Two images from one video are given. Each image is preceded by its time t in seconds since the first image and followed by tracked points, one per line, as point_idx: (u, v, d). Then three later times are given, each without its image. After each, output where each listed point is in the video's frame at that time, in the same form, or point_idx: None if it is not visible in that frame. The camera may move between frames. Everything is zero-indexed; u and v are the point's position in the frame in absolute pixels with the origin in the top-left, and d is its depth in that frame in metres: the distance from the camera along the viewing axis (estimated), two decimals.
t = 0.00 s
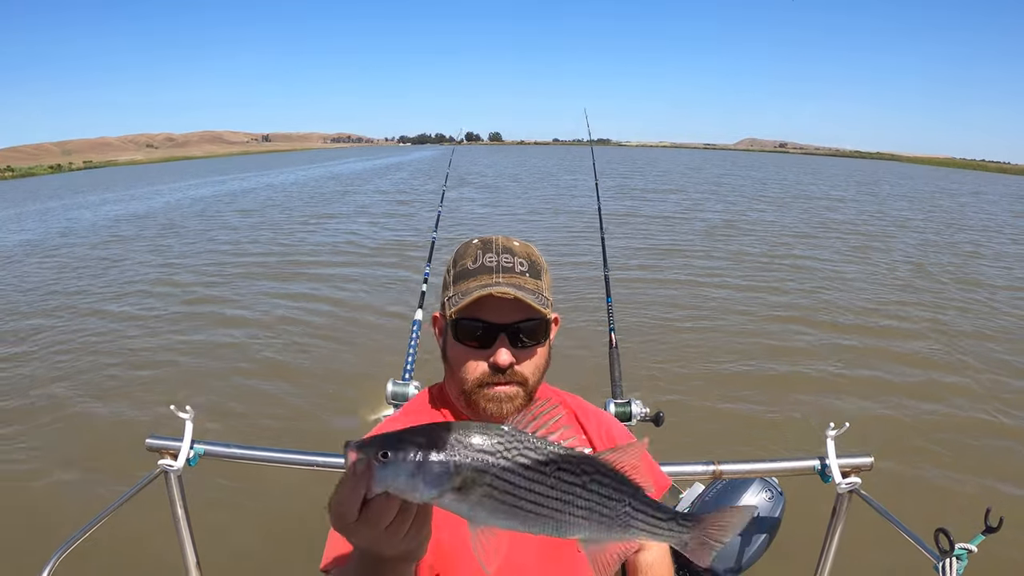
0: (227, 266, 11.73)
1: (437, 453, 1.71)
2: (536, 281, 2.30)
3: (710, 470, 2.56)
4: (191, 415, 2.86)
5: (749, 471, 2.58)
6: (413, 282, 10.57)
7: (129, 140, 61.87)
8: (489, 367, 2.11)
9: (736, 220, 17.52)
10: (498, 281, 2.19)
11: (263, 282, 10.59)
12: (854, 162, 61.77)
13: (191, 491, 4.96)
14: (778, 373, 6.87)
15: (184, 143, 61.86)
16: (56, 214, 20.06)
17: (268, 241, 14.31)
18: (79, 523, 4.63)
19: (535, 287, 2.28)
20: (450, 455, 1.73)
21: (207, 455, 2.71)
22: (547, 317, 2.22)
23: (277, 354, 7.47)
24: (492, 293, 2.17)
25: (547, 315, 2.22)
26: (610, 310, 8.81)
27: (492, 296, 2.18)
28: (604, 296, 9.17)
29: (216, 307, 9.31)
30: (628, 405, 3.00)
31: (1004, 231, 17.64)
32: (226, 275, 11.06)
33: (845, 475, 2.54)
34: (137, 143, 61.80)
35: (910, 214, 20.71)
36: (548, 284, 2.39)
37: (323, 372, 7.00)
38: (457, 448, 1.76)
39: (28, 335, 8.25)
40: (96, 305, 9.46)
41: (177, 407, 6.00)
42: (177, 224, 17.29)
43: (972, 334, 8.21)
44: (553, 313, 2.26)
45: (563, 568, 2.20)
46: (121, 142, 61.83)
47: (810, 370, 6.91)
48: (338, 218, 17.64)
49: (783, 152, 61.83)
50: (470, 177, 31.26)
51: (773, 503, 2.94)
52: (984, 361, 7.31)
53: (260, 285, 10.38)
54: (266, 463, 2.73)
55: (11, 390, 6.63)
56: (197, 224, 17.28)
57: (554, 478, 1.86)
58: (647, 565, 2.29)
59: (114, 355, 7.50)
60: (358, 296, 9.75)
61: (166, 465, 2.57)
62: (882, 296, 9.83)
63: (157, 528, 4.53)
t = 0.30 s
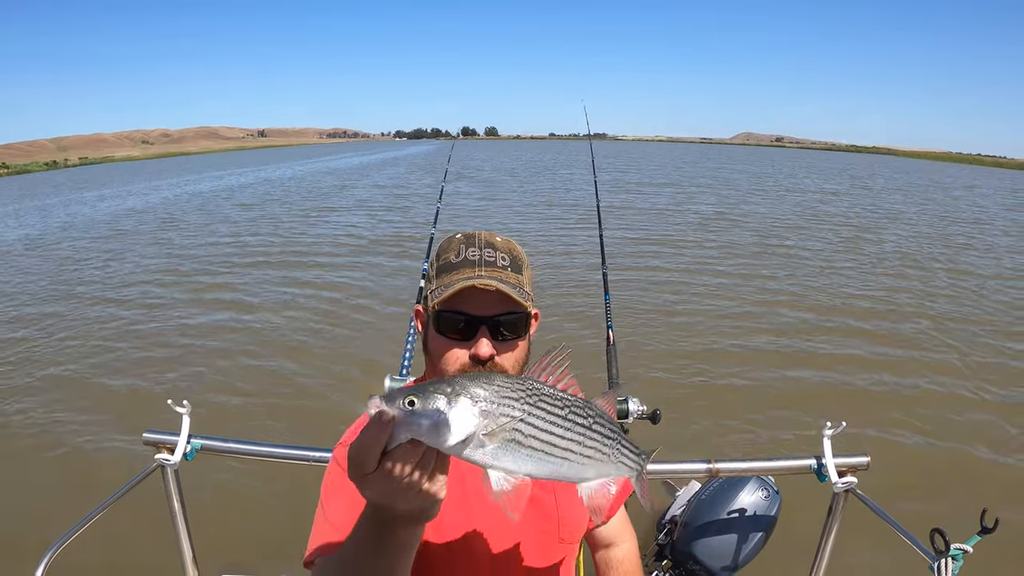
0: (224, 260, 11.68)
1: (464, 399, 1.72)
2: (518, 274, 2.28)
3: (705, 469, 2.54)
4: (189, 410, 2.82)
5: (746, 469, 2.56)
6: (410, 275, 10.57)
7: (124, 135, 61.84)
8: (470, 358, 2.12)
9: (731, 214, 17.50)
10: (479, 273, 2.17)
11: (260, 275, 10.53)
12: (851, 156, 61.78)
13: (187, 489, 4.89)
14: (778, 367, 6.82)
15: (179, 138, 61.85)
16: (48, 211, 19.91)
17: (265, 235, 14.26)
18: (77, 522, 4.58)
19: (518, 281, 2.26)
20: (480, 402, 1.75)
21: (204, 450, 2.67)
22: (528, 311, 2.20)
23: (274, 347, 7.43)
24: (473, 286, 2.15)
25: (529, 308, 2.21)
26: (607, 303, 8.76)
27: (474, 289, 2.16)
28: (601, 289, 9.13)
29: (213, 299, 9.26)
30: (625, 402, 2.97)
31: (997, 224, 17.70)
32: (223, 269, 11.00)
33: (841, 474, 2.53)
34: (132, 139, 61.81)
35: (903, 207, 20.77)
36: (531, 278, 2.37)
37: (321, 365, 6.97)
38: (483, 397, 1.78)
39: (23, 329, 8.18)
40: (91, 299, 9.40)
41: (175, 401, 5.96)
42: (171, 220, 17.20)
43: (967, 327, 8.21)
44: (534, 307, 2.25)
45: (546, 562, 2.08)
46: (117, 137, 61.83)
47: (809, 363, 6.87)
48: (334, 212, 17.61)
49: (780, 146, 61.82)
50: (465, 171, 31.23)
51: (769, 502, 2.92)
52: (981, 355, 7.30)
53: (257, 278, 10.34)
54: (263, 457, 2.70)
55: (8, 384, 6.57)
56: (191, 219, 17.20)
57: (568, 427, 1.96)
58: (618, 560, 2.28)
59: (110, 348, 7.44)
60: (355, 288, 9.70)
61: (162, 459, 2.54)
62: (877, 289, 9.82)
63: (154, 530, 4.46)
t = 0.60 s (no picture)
0: (221, 254, 11.67)
1: (467, 374, 1.77)
2: (523, 265, 2.28)
3: (704, 461, 2.55)
4: (188, 405, 2.80)
5: (744, 462, 2.56)
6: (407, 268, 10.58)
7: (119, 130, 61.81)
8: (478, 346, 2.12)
9: (726, 207, 17.49)
10: (485, 264, 2.16)
11: (257, 268, 10.49)
12: (847, 149, 61.80)
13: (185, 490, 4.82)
14: (777, 360, 6.81)
15: (174, 133, 61.84)
16: (42, 205, 19.88)
17: (260, 228, 14.24)
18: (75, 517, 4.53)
19: (523, 271, 2.25)
20: (482, 378, 1.80)
21: (203, 444, 2.66)
22: (533, 300, 2.20)
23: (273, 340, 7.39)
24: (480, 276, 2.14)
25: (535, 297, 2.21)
26: (605, 296, 8.74)
27: (481, 279, 2.16)
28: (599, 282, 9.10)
29: (210, 292, 9.25)
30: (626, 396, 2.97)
31: (992, 216, 17.72)
32: (221, 263, 10.96)
33: (839, 467, 2.53)
34: (126, 134, 61.81)
35: (898, 199, 20.79)
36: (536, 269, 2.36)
37: (320, 359, 6.95)
38: (488, 373, 1.82)
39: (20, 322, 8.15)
40: (88, 293, 9.36)
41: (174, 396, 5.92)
42: (166, 214, 17.16)
43: (963, 320, 8.22)
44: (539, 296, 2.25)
45: (548, 549, 2.07)
46: (112, 133, 61.82)
47: (808, 357, 6.86)
48: (329, 205, 17.61)
49: (776, 139, 61.82)
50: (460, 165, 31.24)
51: (768, 493, 2.92)
52: (976, 347, 7.32)
53: (254, 271, 10.33)
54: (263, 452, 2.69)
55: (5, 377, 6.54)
56: (187, 212, 17.13)
57: (573, 411, 1.96)
58: (621, 553, 2.29)
59: (107, 341, 7.40)
60: (353, 281, 9.67)
61: (161, 454, 2.53)
62: (874, 282, 9.81)
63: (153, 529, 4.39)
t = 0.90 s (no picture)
0: (218, 250, 11.65)
1: (480, 362, 1.77)
2: (545, 258, 2.28)
3: (704, 456, 2.55)
4: (188, 403, 2.78)
5: (745, 456, 2.56)
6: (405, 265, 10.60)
7: (114, 127, 61.80)
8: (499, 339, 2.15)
9: (723, 203, 17.50)
10: (508, 257, 2.16)
11: (256, 266, 10.47)
12: (844, 146, 61.83)
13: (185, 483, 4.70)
14: (777, 355, 6.79)
15: (171, 131, 61.82)
16: (37, 201, 19.82)
17: (258, 225, 14.22)
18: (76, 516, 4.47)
19: (545, 265, 2.25)
20: (495, 367, 1.79)
21: (204, 442, 2.65)
22: (555, 294, 2.21)
23: (272, 338, 7.37)
24: (503, 269, 2.14)
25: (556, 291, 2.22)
26: (603, 291, 8.75)
27: (505, 273, 2.16)
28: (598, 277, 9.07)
29: (209, 290, 9.23)
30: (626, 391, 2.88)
31: (989, 213, 17.72)
32: (218, 260, 10.93)
33: (839, 461, 2.53)
34: (123, 132, 61.81)
35: (895, 195, 20.79)
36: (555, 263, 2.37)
37: (320, 356, 6.92)
38: (502, 362, 1.82)
39: (18, 318, 8.12)
40: (85, 290, 9.33)
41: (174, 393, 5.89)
42: (163, 210, 17.14)
43: (962, 316, 8.21)
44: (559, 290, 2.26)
45: (561, 538, 2.07)
46: (108, 130, 61.82)
47: (809, 351, 6.83)
48: (326, 202, 17.59)
49: (773, 135, 61.83)
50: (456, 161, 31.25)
51: (768, 487, 2.92)
52: (975, 343, 7.31)
53: (252, 268, 10.31)
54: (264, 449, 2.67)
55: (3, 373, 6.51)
56: (183, 208, 17.11)
57: (582, 402, 1.96)
58: (637, 544, 2.28)
59: (105, 338, 7.37)
60: (352, 278, 9.65)
61: (161, 452, 2.52)
62: (873, 278, 9.81)
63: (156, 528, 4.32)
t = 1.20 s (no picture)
0: (216, 249, 11.63)
1: (507, 362, 1.76)
2: (564, 257, 2.27)
3: (705, 453, 2.53)
4: (187, 402, 2.77)
5: (744, 453, 2.55)
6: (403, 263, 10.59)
7: (112, 125, 61.79)
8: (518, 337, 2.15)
9: (720, 200, 17.51)
10: (528, 255, 2.16)
11: (253, 264, 10.44)
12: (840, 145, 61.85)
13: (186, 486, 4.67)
14: (777, 353, 6.77)
15: (168, 129, 61.81)
16: (34, 199, 19.79)
17: (255, 223, 14.20)
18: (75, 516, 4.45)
19: (565, 263, 2.25)
20: (522, 367, 1.79)
21: (204, 441, 2.64)
22: (574, 293, 2.21)
23: (271, 336, 7.34)
24: (524, 267, 2.13)
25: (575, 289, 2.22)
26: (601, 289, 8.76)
27: (526, 271, 2.15)
28: (597, 275, 9.05)
29: (207, 287, 9.22)
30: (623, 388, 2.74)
31: (986, 211, 17.71)
32: (216, 258, 10.90)
33: (839, 458, 2.53)
34: (120, 130, 61.80)
35: (892, 193, 20.78)
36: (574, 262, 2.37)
37: (319, 355, 6.90)
38: (527, 362, 1.81)
39: (15, 316, 8.10)
40: (83, 287, 9.31)
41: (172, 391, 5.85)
42: (160, 207, 17.11)
43: (961, 313, 8.19)
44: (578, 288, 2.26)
45: (575, 536, 2.07)
46: (105, 129, 61.81)
47: (810, 349, 6.82)
48: (323, 199, 17.58)
49: (771, 135, 61.83)
50: (454, 160, 31.25)
51: (768, 485, 2.92)
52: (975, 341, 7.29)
53: (250, 267, 10.30)
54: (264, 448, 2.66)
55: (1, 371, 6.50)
56: (180, 206, 17.07)
57: (602, 403, 1.96)
58: (646, 543, 2.27)
59: (103, 336, 7.34)
60: (350, 277, 9.63)
61: (161, 451, 2.51)
62: (872, 276, 9.78)
63: (158, 530, 4.26)
